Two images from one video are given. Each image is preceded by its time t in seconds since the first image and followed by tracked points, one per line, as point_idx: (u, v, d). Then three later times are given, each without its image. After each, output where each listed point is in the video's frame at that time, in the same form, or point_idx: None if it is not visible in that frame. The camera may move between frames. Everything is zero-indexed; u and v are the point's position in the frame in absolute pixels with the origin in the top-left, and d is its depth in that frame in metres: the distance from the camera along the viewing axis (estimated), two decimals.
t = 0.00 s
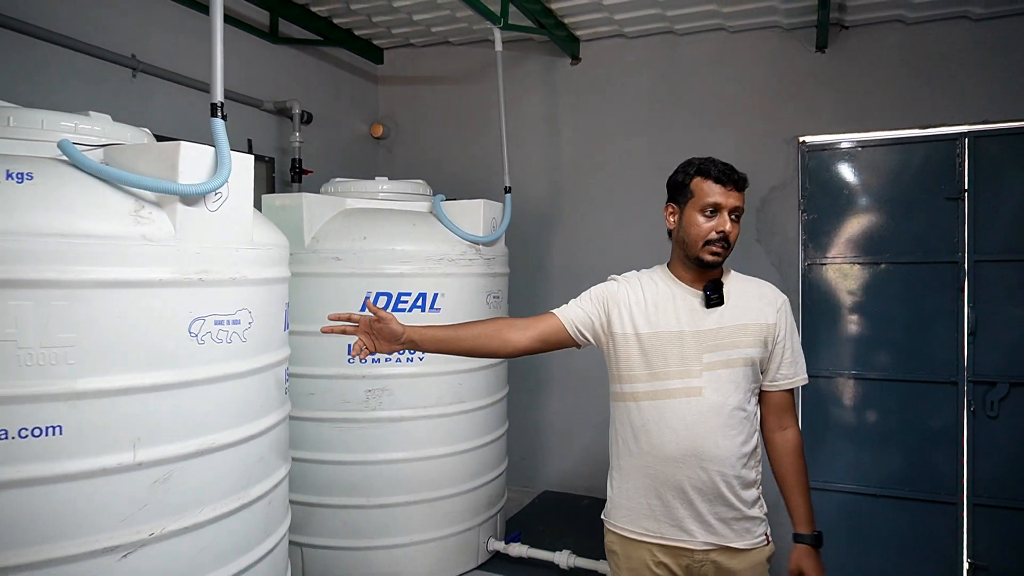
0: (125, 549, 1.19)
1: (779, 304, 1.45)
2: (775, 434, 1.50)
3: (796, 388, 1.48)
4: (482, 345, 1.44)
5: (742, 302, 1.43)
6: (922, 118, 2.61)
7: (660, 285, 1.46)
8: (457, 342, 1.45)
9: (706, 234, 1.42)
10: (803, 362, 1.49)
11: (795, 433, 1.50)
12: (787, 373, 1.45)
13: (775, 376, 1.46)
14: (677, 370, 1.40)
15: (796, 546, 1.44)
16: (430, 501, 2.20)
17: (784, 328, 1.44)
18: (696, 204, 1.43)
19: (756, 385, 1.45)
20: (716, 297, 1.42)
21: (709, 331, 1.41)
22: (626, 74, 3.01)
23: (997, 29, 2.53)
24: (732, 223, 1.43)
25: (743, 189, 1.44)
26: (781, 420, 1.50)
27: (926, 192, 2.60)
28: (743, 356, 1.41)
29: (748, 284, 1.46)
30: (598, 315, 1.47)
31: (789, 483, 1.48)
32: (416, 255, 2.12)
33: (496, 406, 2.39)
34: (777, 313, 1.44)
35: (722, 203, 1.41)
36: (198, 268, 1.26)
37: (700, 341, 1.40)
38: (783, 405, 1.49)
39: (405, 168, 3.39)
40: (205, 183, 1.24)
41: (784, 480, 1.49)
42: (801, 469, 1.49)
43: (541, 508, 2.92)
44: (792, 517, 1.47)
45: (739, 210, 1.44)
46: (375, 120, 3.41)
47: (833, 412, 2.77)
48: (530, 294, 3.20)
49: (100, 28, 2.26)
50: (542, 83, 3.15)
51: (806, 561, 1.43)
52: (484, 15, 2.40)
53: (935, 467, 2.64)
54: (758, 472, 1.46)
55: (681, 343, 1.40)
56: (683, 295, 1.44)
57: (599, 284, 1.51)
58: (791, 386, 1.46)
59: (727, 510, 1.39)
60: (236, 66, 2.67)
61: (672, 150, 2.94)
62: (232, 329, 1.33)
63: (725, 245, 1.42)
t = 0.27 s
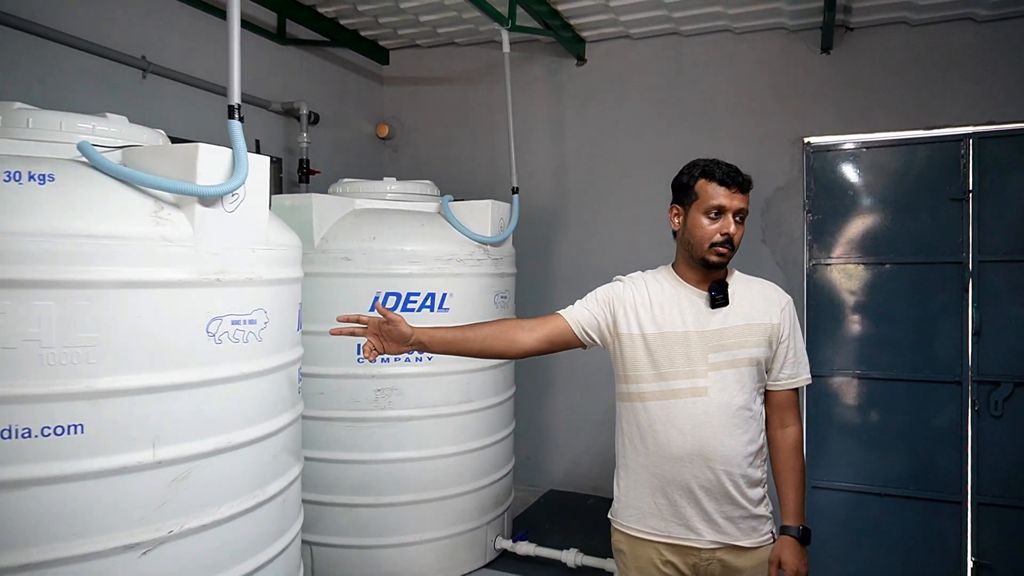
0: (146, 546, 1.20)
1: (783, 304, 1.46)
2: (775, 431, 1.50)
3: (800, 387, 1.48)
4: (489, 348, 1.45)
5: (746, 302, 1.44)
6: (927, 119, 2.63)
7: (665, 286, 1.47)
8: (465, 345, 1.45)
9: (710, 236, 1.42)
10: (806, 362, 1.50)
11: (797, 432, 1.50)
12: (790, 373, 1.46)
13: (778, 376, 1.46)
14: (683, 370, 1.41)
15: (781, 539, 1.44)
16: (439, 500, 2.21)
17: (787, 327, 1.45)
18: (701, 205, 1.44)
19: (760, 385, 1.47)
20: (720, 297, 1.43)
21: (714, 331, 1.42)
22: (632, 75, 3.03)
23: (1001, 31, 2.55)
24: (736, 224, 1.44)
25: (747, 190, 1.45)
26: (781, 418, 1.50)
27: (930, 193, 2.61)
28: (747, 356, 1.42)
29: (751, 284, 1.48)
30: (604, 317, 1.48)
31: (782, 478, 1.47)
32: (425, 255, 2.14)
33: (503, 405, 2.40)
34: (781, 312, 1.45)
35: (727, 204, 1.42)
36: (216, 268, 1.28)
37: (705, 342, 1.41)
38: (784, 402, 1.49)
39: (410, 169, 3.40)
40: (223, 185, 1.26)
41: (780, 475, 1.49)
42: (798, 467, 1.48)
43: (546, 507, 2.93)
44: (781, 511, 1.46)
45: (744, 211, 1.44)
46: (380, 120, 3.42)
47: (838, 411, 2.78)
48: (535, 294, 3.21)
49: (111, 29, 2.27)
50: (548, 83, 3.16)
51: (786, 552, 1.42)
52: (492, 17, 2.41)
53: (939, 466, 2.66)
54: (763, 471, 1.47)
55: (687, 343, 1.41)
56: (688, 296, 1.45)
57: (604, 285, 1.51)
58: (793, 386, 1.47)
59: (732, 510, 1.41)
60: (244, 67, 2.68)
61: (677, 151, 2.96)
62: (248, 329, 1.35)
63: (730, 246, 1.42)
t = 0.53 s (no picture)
0: (163, 543, 1.21)
1: (786, 304, 1.47)
2: (785, 432, 1.52)
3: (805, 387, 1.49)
4: (494, 349, 1.45)
5: (750, 302, 1.45)
6: (931, 120, 2.64)
7: (668, 287, 1.48)
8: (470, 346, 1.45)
9: (713, 236, 1.43)
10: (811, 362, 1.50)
11: (806, 431, 1.52)
12: (796, 372, 1.47)
13: (784, 375, 1.47)
14: (686, 371, 1.42)
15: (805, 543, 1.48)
16: (446, 498, 2.22)
17: (791, 327, 1.46)
18: (704, 206, 1.45)
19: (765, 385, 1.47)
20: (723, 297, 1.43)
21: (718, 332, 1.42)
22: (636, 76, 3.04)
23: (1005, 33, 2.56)
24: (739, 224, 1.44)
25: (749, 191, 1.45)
26: (789, 420, 1.51)
27: (934, 193, 2.62)
28: (751, 357, 1.43)
29: (755, 284, 1.48)
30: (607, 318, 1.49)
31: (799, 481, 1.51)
32: (433, 255, 2.15)
33: (510, 404, 2.42)
34: (784, 312, 1.46)
35: (729, 205, 1.43)
36: (230, 269, 1.29)
37: (708, 342, 1.42)
38: (792, 403, 1.50)
39: (415, 169, 3.42)
40: (238, 186, 1.28)
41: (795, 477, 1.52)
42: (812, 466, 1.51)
43: (551, 506, 2.95)
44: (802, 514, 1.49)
45: (746, 212, 1.45)
46: (385, 121, 3.44)
47: (842, 411, 2.79)
48: (540, 294, 3.23)
49: (120, 31, 2.28)
50: (552, 84, 3.18)
51: (814, 557, 1.46)
52: (498, 19, 2.43)
53: (942, 465, 2.67)
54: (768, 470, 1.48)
55: (690, 344, 1.42)
56: (691, 296, 1.46)
57: (606, 286, 1.52)
58: (800, 386, 1.48)
59: (736, 509, 1.41)
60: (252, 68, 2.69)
61: (682, 152, 2.97)
62: (262, 329, 1.36)
63: (732, 247, 1.43)
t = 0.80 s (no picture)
0: (176, 540, 1.23)
1: (787, 306, 1.48)
2: (788, 432, 1.53)
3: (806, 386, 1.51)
4: (496, 352, 1.46)
5: (752, 303, 1.46)
6: (932, 120, 2.65)
7: (669, 288, 1.49)
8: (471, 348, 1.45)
9: (707, 235, 1.44)
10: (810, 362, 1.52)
11: (808, 430, 1.54)
12: (797, 373, 1.48)
13: (787, 376, 1.49)
14: (687, 371, 1.42)
15: (813, 540, 1.50)
16: (452, 497, 2.24)
17: (792, 328, 1.47)
18: (697, 206, 1.45)
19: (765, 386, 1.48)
20: (724, 297, 1.44)
21: (718, 333, 1.43)
22: (639, 76, 3.05)
23: (1007, 34, 2.58)
24: (732, 221, 1.44)
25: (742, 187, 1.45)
26: (792, 419, 1.53)
27: (936, 193, 2.64)
28: (752, 357, 1.43)
29: (756, 285, 1.49)
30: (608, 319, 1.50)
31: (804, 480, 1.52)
32: (439, 255, 2.16)
33: (514, 403, 2.43)
34: (786, 314, 1.47)
35: (721, 203, 1.43)
36: (242, 268, 1.30)
37: (709, 343, 1.43)
38: (794, 402, 1.52)
39: (419, 169, 3.43)
40: (250, 187, 1.29)
41: (799, 476, 1.53)
42: (815, 464, 1.52)
43: (555, 504, 2.96)
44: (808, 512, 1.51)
45: (740, 209, 1.44)
46: (389, 121, 3.45)
47: (845, 410, 2.80)
48: (543, 294, 3.24)
49: (128, 32, 2.29)
50: (556, 85, 3.19)
51: (822, 554, 1.49)
52: (503, 20, 2.44)
53: (944, 464, 2.68)
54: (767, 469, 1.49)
55: (691, 345, 1.43)
56: (692, 296, 1.47)
57: (606, 287, 1.53)
58: (802, 386, 1.50)
59: (735, 509, 1.42)
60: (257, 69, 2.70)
61: (685, 152, 2.98)
62: (273, 328, 1.37)
63: (726, 244, 1.43)
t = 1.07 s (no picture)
0: (190, 538, 1.23)
1: (785, 310, 1.47)
2: (781, 435, 1.54)
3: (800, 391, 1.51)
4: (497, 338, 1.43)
5: (750, 307, 1.45)
6: (936, 120, 2.66)
7: (666, 287, 1.49)
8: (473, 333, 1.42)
9: (688, 230, 1.45)
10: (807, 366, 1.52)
11: (801, 433, 1.55)
12: (794, 378, 1.48)
13: (782, 380, 1.49)
14: (682, 372, 1.42)
15: (802, 543, 1.51)
16: (458, 496, 2.24)
17: (789, 333, 1.47)
18: (681, 205, 1.47)
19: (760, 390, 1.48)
20: (722, 300, 1.43)
21: (714, 335, 1.43)
22: (643, 77, 3.06)
23: (1011, 34, 2.58)
24: (715, 217, 1.44)
25: (726, 183, 1.45)
26: (787, 422, 1.54)
27: (940, 193, 2.64)
28: (748, 361, 1.43)
29: (756, 288, 1.48)
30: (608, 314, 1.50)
31: (795, 483, 1.53)
32: (445, 255, 2.17)
33: (520, 402, 2.44)
34: (783, 318, 1.46)
35: (701, 198, 1.44)
36: (255, 268, 1.31)
37: (705, 345, 1.42)
38: (789, 406, 1.53)
39: (423, 169, 3.43)
40: (263, 187, 1.30)
41: (790, 479, 1.54)
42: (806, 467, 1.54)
43: (559, 503, 2.97)
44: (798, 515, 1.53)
45: (724, 204, 1.44)
46: (393, 121, 3.46)
47: (848, 410, 2.81)
48: (547, 293, 3.25)
49: (136, 33, 2.30)
50: (560, 85, 3.20)
51: (811, 557, 1.50)
52: (509, 20, 2.44)
53: (947, 463, 2.69)
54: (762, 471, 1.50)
55: (687, 346, 1.42)
56: (690, 296, 1.46)
57: (607, 283, 1.53)
58: (796, 390, 1.49)
59: (727, 511, 1.42)
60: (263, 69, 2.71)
61: (689, 152, 2.99)
62: (285, 327, 1.38)
63: (709, 239, 1.42)
